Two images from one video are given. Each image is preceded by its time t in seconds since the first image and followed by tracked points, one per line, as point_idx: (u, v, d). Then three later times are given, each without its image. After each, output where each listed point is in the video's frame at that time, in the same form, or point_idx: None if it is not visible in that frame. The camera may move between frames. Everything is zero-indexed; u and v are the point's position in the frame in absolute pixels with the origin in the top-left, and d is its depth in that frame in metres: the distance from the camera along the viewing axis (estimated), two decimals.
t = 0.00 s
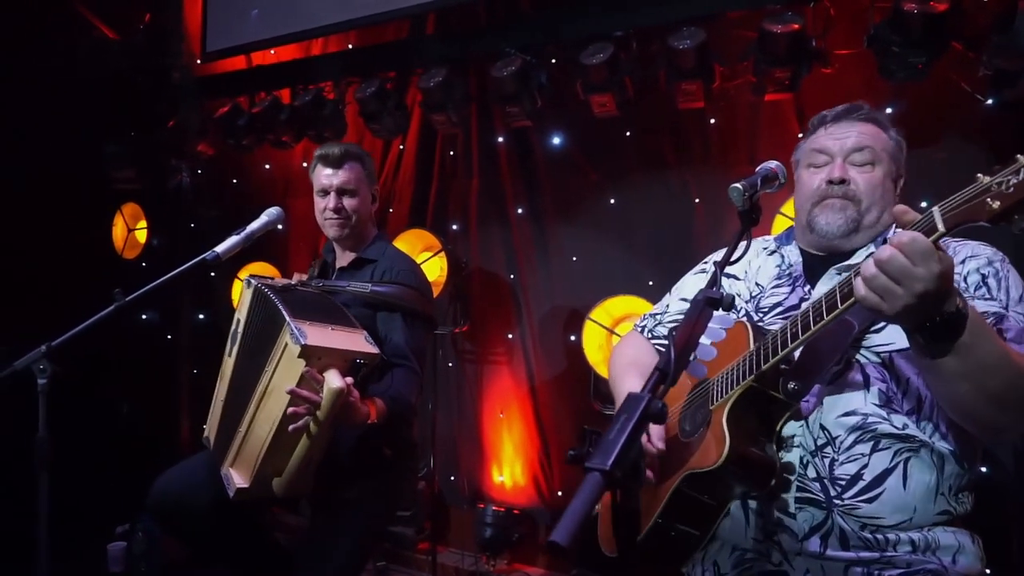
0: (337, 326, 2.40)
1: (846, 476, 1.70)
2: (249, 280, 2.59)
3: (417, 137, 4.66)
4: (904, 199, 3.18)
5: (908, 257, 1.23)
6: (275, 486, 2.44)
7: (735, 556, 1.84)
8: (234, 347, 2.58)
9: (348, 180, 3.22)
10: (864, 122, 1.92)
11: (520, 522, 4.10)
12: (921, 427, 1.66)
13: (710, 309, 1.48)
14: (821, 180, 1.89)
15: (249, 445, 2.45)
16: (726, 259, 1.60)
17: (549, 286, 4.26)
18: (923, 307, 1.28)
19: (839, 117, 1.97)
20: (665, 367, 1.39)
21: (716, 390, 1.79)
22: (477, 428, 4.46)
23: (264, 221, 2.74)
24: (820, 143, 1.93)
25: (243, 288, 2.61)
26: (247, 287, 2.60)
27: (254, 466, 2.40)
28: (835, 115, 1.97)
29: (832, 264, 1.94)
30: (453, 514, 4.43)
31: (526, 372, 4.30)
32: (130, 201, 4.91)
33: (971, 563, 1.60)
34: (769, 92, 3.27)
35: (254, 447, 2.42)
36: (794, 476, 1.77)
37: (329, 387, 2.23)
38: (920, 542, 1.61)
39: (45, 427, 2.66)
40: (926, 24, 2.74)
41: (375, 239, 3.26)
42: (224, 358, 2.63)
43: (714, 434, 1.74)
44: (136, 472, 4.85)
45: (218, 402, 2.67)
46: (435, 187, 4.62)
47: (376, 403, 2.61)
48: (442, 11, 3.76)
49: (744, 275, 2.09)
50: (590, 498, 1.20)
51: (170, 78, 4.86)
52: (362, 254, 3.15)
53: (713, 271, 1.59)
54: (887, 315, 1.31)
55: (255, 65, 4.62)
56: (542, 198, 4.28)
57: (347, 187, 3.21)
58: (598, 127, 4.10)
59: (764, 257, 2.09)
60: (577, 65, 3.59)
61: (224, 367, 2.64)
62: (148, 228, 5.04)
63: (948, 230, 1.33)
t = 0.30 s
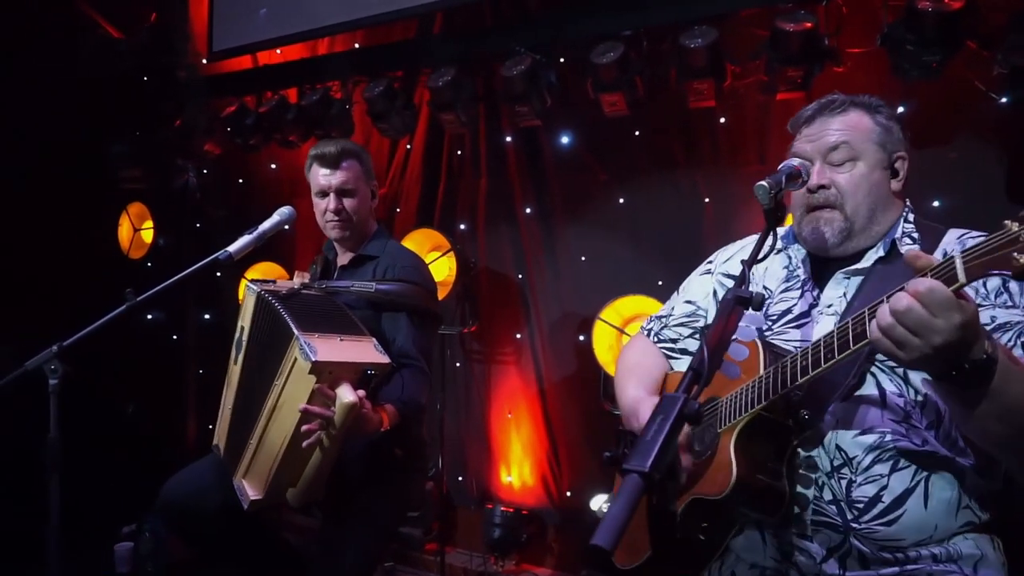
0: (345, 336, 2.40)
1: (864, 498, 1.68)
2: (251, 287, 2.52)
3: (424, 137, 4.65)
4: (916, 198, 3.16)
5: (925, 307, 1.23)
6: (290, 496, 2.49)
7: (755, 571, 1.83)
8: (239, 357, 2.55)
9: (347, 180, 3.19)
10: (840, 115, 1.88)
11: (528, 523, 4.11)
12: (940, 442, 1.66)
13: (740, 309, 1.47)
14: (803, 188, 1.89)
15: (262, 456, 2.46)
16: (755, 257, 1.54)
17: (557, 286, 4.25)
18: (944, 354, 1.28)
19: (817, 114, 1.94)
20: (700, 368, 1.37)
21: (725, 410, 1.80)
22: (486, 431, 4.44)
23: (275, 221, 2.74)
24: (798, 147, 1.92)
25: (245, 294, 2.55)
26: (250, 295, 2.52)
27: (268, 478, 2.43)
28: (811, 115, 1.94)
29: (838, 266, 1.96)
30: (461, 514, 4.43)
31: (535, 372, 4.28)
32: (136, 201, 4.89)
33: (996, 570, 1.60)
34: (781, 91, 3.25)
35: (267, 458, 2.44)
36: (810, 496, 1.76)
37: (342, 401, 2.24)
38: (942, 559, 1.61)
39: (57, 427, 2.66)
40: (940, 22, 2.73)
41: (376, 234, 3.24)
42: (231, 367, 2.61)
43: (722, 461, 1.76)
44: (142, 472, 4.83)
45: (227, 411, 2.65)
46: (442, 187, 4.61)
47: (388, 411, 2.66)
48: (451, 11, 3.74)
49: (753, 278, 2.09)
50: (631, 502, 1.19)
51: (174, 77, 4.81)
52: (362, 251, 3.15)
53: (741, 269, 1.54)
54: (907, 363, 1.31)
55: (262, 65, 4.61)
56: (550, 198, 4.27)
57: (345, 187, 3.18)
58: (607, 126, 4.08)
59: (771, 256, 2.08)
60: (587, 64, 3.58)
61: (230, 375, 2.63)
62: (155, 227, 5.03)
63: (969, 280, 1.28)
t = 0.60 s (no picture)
0: (349, 353, 2.39)
1: (878, 514, 1.63)
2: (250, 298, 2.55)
3: (431, 137, 4.64)
4: (928, 197, 3.15)
5: (949, 336, 1.19)
6: (295, 509, 2.49)
7: None
8: (241, 366, 2.58)
9: (348, 178, 3.15)
10: (842, 104, 1.82)
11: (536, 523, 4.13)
12: (955, 450, 1.60)
13: (769, 309, 1.46)
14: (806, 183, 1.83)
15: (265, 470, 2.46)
16: (780, 256, 1.52)
17: (565, 285, 4.24)
18: (968, 380, 1.24)
19: (817, 103, 1.88)
20: (733, 368, 1.36)
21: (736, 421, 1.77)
22: (493, 430, 4.44)
23: (288, 220, 2.74)
24: (799, 140, 1.86)
25: (245, 304, 2.58)
26: (248, 304, 2.56)
27: (274, 493, 2.45)
28: (810, 107, 1.88)
29: (847, 264, 1.89)
30: (469, 514, 4.43)
31: (543, 372, 4.27)
32: (142, 201, 4.85)
33: None
34: (793, 90, 3.24)
35: (271, 474, 2.45)
36: (821, 513, 1.71)
37: (343, 423, 2.24)
38: (959, 573, 1.56)
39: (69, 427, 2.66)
40: (954, 21, 2.72)
41: (381, 230, 3.24)
42: (234, 376, 2.63)
43: (730, 478, 1.72)
44: (148, 473, 4.82)
45: (230, 421, 2.67)
46: (450, 187, 4.60)
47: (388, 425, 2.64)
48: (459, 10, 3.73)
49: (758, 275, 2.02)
50: (670, 502, 1.16)
51: (182, 77, 4.84)
52: (366, 252, 3.12)
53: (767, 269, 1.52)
54: (929, 391, 1.28)
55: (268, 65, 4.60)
56: (558, 198, 4.26)
57: (346, 187, 3.15)
58: (615, 126, 4.07)
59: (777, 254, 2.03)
60: (596, 63, 3.56)
61: (234, 385, 2.64)
62: (161, 228, 5.02)
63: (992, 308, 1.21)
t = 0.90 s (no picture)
0: (347, 361, 2.41)
1: (890, 521, 1.58)
2: (246, 302, 2.56)
3: (436, 136, 4.64)
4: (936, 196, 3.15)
5: (967, 340, 1.15)
6: (302, 514, 2.50)
7: None
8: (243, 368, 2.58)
9: (343, 175, 3.11)
10: (848, 95, 1.81)
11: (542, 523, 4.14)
12: (969, 453, 1.53)
13: (792, 306, 1.45)
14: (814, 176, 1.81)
15: (270, 476, 2.46)
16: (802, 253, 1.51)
17: (571, 284, 4.24)
18: (983, 382, 1.21)
19: (825, 95, 1.86)
20: (760, 366, 1.35)
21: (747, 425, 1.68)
22: (499, 427, 4.44)
23: (298, 219, 2.74)
24: (806, 132, 1.85)
25: (242, 309, 2.59)
26: (246, 307, 2.56)
27: (280, 499, 2.46)
28: (815, 99, 1.85)
29: (858, 259, 1.85)
30: (474, 514, 4.43)
31: (549, 372, 4.27)
32: (147, 200, 4.91)
33: None
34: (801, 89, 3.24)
35: (275, 483, 2.46)
36: (834, 521, 1.66)
37: (345, 433, 2.27)
38: None
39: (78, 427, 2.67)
40: (964, 20, 2.72)
41: (381, 228, 3.22)
42: (235, 379, 2.64)
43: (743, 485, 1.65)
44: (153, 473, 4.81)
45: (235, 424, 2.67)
46: (455, 186, 4.60)
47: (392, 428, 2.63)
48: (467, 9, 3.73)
49: (766, 271, 2.01)
50: (702, 499, 1.17)
51: (187, 76, 4.79)
52: (364, 246, 3.14)
53: (788, 267, 1.51)
54: (940, 395, 1.24)
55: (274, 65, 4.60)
56: (564, 198, 4.26)
57: (340, 182, 3.11)
58: (621, 125, 4.07)
59: (784, 248, 2.02)
60: (604, 63, 3.57)
61: (236, 389, 2.65)
62: (165, 227, 5.02)
63: (1012, 310, 1.16)
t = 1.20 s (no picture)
0: (343, 365, 2.41)
1: (896, 523, 1.56)
2: (242, 303, 2.53)
3: (438, 135, 4.63)
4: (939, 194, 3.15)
5: (988, 361, 1.13)
6: (302, 516, 2.49)
7: None
8: (239, 369, 2.57)
9: (339, 169, 3.10)
10: (856, 83, 1.81)
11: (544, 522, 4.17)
12: (977, 453, 1.52)
13: (804, 304, 1.43)
14: (821, 160, 1.79)
15: (268, 480, 2.47)
16: (814, 249, 1.50)
17: (573, 283, 4.23)
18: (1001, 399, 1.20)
19: (832, 83, 1.86)
20: (773, 363, 1.35)
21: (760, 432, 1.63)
22: (501, 427, 4.43)
23: (301, 218, 2.74)
24: (814, 118, 1.84)
25: (239, 310, 2.58)
26: (242, 309, 2.55)
27: (279, 501, 2.45)
28: (824, 84, 1.86)
29: (863, 251, 1.85)
30: (476, 514, 4.42)
31: (551, 372, 4.26)
32: (148, 199, 4.87)
33: None
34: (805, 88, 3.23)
35: (273, 483, 2.46)
36: (839, 524, 1.63)
37: (339, 440, 2.28)
38: None
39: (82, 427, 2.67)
40: (969, 18, 2.72)
41: (382, 223, 3.21)
42: (234, 380, 2.62)
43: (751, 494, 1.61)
44: (154, 473, 4.81)
45: (235, 426, 2.66)
46: (457, 185, 4.59)
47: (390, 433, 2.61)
48: (470, 8, 3.72)
49: (767, 263, 2.00)
50: (719, 498, 1.15)
51: (187, 75, 4.74)
52: (364, 246, 3.13)
53: (801, 264, 1.49)
54: (959, 410, 1.24)
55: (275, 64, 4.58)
56: (567, 197, 4.25)
57: (335, 175, 3.10)
58: (623, 124, 4.07)
59: (785, 240, 2.01)
60: (607, 62, 3.56)
61: (234, 390, 2.63)
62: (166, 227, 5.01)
63: None
